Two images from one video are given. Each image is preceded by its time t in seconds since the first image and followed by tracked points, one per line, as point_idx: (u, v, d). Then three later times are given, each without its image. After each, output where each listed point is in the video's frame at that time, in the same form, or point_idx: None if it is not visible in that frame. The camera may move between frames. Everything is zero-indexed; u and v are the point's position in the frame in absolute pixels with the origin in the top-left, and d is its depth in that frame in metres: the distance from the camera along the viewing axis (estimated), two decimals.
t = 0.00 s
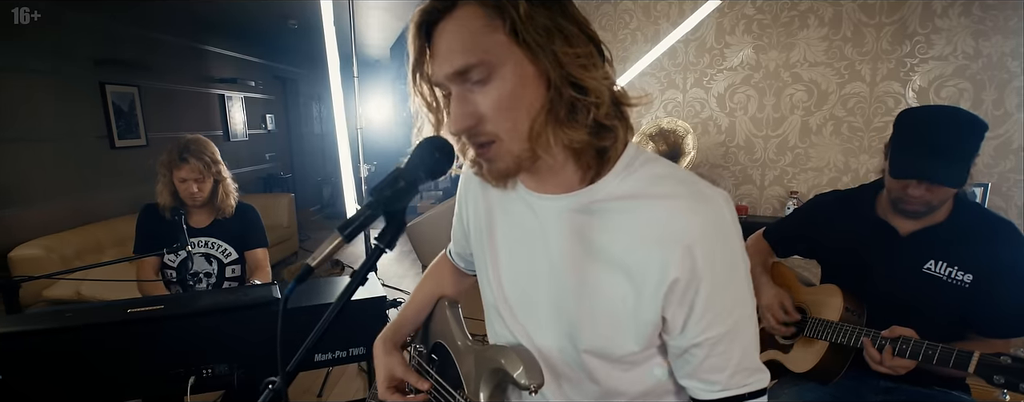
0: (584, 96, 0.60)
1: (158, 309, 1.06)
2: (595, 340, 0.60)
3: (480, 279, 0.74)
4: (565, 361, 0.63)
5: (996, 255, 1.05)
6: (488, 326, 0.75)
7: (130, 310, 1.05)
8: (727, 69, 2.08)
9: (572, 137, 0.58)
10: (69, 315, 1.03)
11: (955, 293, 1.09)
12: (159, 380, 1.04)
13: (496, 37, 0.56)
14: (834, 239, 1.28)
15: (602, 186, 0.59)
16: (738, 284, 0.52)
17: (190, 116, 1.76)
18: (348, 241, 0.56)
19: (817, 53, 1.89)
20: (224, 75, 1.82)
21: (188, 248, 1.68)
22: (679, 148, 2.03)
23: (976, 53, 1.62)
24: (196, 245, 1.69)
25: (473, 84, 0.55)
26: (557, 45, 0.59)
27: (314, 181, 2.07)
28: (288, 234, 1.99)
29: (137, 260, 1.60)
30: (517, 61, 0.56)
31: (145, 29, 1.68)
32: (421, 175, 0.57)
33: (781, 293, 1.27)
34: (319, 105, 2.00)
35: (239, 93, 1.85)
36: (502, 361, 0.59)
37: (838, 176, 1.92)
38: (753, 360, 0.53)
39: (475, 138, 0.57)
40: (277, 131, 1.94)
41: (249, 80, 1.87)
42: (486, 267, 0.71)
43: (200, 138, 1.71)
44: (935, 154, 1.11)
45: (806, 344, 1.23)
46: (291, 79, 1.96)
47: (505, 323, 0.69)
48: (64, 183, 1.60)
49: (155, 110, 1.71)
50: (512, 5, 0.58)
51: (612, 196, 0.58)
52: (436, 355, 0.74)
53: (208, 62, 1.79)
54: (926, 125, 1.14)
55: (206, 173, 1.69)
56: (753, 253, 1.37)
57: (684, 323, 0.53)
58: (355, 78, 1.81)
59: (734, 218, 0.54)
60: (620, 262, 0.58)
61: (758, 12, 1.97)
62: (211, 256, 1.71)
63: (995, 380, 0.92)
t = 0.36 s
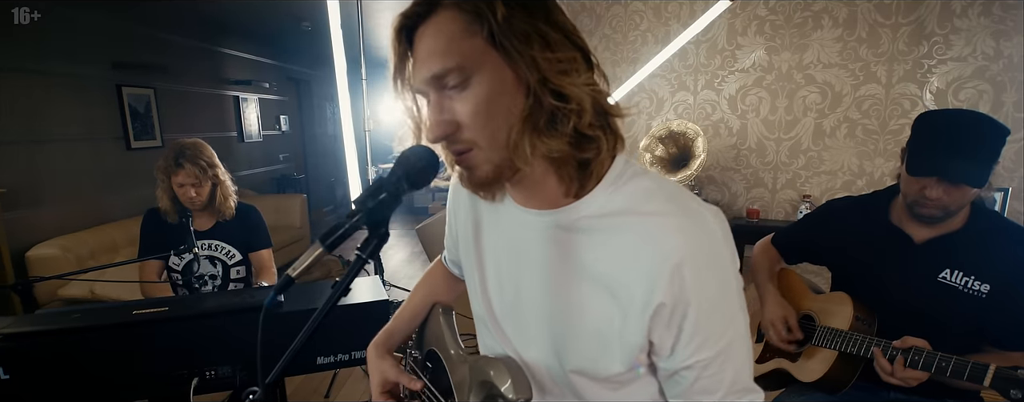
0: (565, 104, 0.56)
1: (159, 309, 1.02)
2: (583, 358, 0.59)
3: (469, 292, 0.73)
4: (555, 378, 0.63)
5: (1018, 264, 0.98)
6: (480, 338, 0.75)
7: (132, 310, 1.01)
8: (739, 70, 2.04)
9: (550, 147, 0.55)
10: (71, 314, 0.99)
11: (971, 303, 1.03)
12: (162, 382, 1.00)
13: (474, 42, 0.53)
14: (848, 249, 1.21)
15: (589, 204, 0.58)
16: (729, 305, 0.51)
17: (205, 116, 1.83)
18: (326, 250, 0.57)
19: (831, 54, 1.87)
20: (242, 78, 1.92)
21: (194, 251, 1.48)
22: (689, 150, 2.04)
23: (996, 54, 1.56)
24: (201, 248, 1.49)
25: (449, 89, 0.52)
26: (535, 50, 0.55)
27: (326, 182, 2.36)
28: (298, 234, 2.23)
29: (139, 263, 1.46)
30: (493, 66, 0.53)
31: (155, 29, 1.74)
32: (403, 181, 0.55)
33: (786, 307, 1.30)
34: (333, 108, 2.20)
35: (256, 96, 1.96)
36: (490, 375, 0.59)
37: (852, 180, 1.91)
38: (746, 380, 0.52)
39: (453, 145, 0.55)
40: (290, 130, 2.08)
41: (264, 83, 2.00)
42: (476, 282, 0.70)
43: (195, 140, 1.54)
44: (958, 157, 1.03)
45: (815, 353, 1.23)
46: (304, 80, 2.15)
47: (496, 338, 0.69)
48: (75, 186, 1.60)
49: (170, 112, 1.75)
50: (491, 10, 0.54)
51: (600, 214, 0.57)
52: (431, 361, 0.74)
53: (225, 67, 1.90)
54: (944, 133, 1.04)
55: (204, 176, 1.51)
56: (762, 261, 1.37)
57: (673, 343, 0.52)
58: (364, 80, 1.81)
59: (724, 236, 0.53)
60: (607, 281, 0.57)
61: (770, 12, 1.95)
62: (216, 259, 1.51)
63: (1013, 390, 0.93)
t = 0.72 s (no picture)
0: (546, 102, 0.56)
1: (171, 307, 1.06)
2: (578, 364, 0.60)
3: (467, 295, 0.74)
4: (551, 382, 0.64)
5: None
6: (478, 340, 0.76)
7: (145, 308, 1.05)
8: (754, 70, 2.02)
9: (531, 148, 0.54)
10: (89, 311, 1.03)
11: (984, 310, 1.01)
12: (173, 377, 1.04)
13: (456, 40, 0.53)
14: (854, 252, 1.19)
15: (582, 210, 0.58)
16: (722, 313, 0.50)
17: (223, 118, 1.59)
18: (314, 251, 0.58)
19: (848, 53, 1.82)
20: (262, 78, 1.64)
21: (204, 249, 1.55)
22: (702, 152, 2.00)
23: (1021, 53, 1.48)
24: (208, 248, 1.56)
25: (431, 87, 0.53)
26: (517, 48, 0.55)
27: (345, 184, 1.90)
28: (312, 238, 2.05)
29: (149, 262, 1.48)
30: (473, 65, 0.53)
31: (179, 32, 1.49)
32: (390, 185, 0.58)
33: (784, 319, 1.33)
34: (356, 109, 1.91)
35: (274, 96, 1.67)
36: (479, 377, 0.60)
37: (870, 182, 1.82)
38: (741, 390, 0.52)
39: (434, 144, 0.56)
40: (308, 135, 1.75)
41: (282, 82, 1.68)
42: (473, 285, 0.71)
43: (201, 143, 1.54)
44: (967, 157, 1.02)
45: (819, 362, 1.24)
46: (322, 80, 1.75)
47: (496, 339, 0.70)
48: (98, 185, 1.43)
49: (190, 114, 1.53)
50: (474, 8, 0.55)
51: (592, 221, 0.57)
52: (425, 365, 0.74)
53: (246, 61, 1.60)
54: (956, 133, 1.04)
55: (212, 172, 1.55)
56: (766, 263, 1.40)
57: (665, 352, 0.52)
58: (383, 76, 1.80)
59: (717, 243, 0.52)
60: (600, 288, 0.57)
61: (786, 12, 1.92)
62: (218, 258, 1.58)
63: None
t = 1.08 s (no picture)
0: (543, 104, 0.58)
1: (184, 303, 1.09)
2: (578, 363, 0.61)
3: (471, 293, 0.76)
4: (553, 380, 0.65)
5: None
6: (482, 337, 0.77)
7: (160, 304, 1.09)
8: (768, 70, 2.00)
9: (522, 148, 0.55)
10: (106, 307, 1.07)
11: (990, 317, 1.01)
12: (186, 371, 1.07)
13: (455, 39, 0.55)
14: (860, 255, 1.21)
15: (580, 211, 0.59)
16: (719, 314, 0.50)
17: (241, 118, 1.73)
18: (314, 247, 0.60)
19: (865, 52, 1.79)
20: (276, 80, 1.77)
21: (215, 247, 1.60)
22: (715, 152, 1.99)
23: None
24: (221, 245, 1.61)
25: (429, 85, 0.55)
26: (513, 50, 0.57)
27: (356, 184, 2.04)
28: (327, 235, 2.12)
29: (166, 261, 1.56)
30: (469, 65, 0.55)
31: (206, 35, 1.65)
32: (386, 181, 0.59)
33: (791, 327, 1.35)
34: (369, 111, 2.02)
35: (289, 97, 1.81)
36: (478, 374, 0.61)
37: (887, 182, 1.79)
38: (740, 391, 0.52)
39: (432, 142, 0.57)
40: (325, 134, 1.88)
41: (298, 84, 1.82)
42: (477, 283, 0.73)
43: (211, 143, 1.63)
44: (959, 168, 1.04)
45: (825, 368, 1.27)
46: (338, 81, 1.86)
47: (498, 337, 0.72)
48: (118, 186, 1.57)
49: (212, 115, 1.67)
50: (473, 9, 0.57)
51: (590, 221, 0.58)
52: (427, 362, 0.76)
53: (263, 65, 1.74)
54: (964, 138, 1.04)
55: (221, 170, 1.62)
56: (771, 266, 1.43)
57: (662, 351, 0.53)
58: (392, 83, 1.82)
59: (713, 243, 0.53)
60: (597, 289, 0.58)
61: (801, 11, 1.89)
62: (230, 256, 1.62)
63: None
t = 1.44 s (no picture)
0: (535, 97, 0.59)
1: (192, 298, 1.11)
2: (570, 355, 0.62)
3: (468, 288, 0.78)
4: (546, 372, 0.66)
5: None
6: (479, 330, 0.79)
7: (168, 298, 1.11)
8: (772, 70, 2.00)
9: (515, 139, 0.56)
10: (115, 301, 1.09)
11: (982, 314, 1.06)
12: (193, 365, 1.09)
13: (459, 30, 0.57)
14: (858, 258, 1.27)
15: (572, 207, 0.60)
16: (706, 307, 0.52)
17: (249, 117, 1.99)
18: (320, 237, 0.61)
19: (868, 52, 1.78)
20: (283, 81, 2.03)
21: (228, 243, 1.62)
22: (718, 152, 2.00)
23: None
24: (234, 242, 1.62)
25: (429, 74, 0.57)
26: (514, 44, 0.58)
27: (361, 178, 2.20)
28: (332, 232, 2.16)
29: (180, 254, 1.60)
30: (469, 56, 0.56)
31: (205, 38, 1.99)
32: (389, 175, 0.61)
33: (788, 325, 1.36)
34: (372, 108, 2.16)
35: (296, 97, 2.03)
36: (476, 366, 0.63)
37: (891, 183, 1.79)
38: (728, 382, 0.53)
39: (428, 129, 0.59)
40: (331, 133, 2.07)
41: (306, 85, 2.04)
42: (473, 277, 0.75)
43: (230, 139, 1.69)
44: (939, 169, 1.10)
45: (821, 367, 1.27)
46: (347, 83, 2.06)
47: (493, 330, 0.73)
48: (128, 183, 1.90)
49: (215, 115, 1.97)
50: (478, 3, 0.58)
51: (582, 217, 0.60)
52: (428, 354, 0.78)
53: (268, 70, 2.03)
54: (952, 136, 1.08)
55: (236, 165, 1.67)
56: (770, 265, 1.48)
57: (651, 343, 0.54)
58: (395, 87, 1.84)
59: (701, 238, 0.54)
60: (588, 283, 0.60)
61: (805, 11, 1.89)
62: (247, 251, 1.64)
63: None
